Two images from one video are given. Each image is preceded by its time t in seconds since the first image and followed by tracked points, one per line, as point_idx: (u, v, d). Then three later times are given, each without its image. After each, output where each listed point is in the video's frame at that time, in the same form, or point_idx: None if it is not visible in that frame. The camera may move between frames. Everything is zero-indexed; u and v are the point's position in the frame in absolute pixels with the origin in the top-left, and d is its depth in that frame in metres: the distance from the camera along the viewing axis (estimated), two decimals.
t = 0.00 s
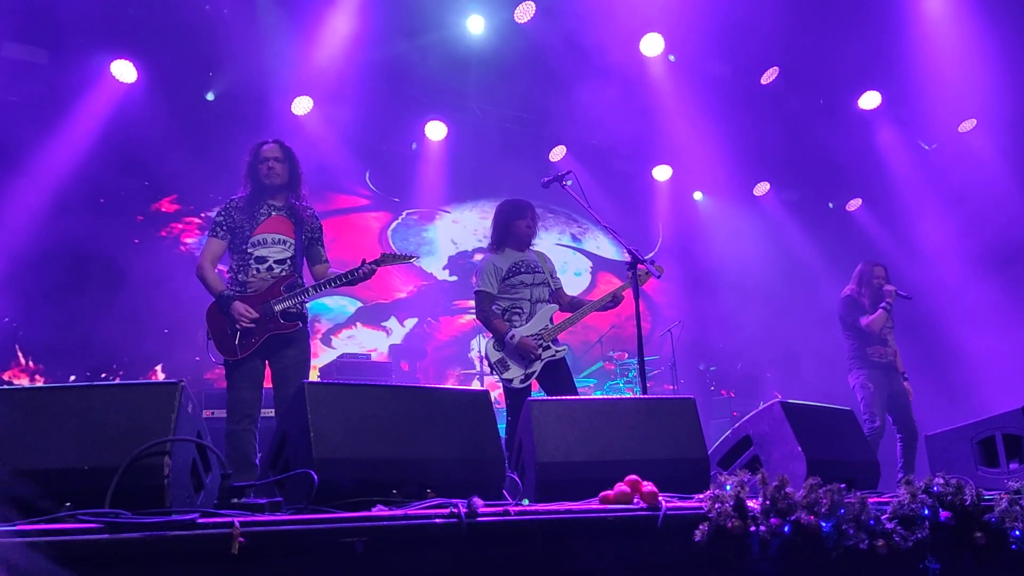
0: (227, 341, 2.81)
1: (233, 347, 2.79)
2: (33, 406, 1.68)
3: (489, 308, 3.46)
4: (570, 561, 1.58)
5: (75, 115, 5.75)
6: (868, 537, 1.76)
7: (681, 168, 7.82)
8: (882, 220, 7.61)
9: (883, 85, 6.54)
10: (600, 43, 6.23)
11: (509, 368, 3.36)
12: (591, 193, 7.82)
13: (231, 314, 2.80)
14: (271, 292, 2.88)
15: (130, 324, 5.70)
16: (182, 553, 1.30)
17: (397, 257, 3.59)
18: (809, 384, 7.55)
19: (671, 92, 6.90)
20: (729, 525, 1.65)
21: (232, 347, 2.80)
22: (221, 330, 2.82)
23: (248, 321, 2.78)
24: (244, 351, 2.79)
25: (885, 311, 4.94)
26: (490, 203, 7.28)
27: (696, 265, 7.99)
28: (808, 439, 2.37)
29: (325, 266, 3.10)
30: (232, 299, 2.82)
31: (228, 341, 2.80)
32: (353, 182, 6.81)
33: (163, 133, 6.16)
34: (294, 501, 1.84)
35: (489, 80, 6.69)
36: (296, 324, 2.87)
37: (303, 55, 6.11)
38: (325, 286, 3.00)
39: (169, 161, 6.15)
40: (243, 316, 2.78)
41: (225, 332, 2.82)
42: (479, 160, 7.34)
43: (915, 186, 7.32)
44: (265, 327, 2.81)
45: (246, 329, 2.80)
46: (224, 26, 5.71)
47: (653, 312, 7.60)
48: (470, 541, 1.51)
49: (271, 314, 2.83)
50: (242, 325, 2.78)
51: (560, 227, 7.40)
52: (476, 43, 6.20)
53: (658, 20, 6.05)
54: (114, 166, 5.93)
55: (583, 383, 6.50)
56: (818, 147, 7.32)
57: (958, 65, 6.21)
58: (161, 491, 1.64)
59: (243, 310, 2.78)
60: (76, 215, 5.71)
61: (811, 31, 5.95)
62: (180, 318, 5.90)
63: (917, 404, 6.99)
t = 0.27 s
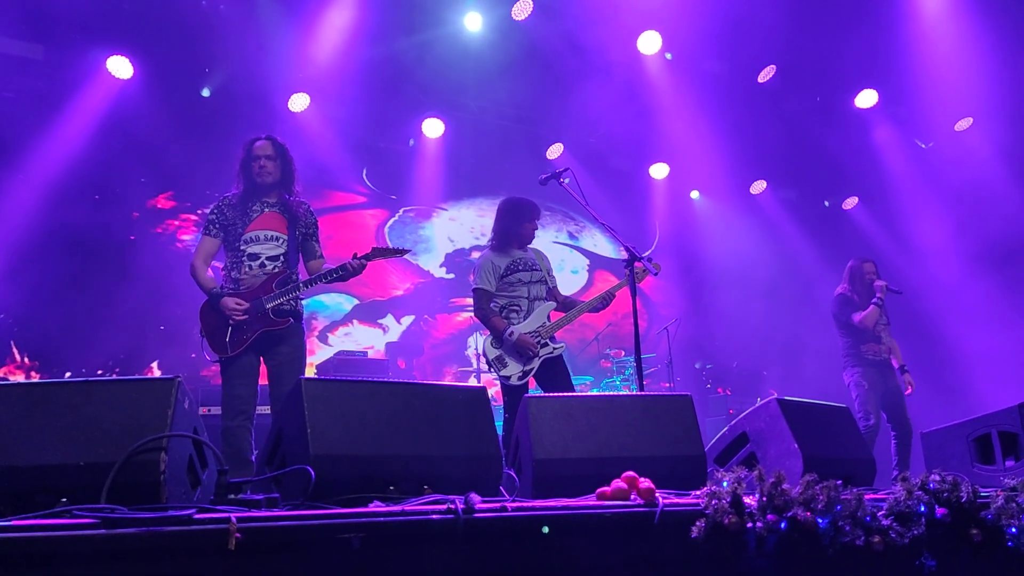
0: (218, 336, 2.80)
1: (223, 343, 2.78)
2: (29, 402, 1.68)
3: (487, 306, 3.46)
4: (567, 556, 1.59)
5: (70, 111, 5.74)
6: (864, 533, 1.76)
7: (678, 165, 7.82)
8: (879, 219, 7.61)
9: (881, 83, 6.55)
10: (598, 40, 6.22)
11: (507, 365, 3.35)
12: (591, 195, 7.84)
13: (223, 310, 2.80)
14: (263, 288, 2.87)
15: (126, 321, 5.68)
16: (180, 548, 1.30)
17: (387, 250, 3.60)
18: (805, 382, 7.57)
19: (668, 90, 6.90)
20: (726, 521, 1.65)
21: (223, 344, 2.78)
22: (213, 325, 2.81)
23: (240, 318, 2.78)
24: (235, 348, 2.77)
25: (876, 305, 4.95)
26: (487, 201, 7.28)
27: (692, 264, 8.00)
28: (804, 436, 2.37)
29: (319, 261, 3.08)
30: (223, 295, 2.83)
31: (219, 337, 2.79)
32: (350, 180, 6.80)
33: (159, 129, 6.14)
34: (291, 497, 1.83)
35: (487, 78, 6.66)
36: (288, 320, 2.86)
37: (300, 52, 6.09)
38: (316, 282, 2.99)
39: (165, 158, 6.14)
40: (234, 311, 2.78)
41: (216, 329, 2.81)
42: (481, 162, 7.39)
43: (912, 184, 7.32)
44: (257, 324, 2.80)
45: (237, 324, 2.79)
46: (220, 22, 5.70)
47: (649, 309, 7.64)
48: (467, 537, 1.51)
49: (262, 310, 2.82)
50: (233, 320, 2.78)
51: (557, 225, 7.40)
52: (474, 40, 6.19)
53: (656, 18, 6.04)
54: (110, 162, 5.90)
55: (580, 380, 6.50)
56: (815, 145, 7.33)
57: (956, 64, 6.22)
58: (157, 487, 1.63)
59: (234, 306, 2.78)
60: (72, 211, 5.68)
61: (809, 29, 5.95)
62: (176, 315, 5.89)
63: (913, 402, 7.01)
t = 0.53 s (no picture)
0: (211, 336, 2.80)
1: (215, 344, 2.78)
2: (27, 402, 1.67)
3: (485, 306, 3.47)
4: (562, 557, 1.59)
5: (66, 110, 5.73)
6: (860, 533, 1.77)
7: (673, 162, 7.77)
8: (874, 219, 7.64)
9: (875, 84, 6.61)
10: (596, 40, 6.27)
11: (504, 366, 3.36)
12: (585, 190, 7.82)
13: (216, 310, 2.80)
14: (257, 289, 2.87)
15: (121, 320, 5.66)
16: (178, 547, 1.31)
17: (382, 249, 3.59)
18: (800, 382, 7.60)
19: (665, 90, 6.93)
20: (722, 522, 1.66)
21: (215, 344, 2.78)
22: (207, 325, 2.81)
23: (233, 317, 2.78)
24: (227, 348, 2.78)
25: (867, 300, 4.97)
26: (484, 201, 7.29)
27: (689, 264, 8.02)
28: (800, 436, 2.38)
29: (313, 262, 3.08)
30: (216, 295, 2.83)
31: (211, 337, 2.79)
32: (347, 180, 6.80)
33: (155, 129, 6.11)
34: (289, 497, 1.83)
35: (485, 78, 6.68)
36: (281, 320, 2.86)
37: (298, 52, 6.10)
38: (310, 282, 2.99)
39: (161, 157, 6.12)
40: (227, 312, 2.78)
41: (210, 329, 2.81)
42: (476, 158, 7.35)
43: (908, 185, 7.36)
44: (251, 324, 2.80)
45: (230, 324, 2.79)
46: (217, 22, 5.70)
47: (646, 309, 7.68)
48: (464, 537, 1.52)
49: (256, 309, 2.82)
50: (226, 320, 2.77)
51: (553, 225, 7.41)
52: (472, 39, 6.24)
53: (652, 18, 6.09)
54: (106, 161, 5.88)
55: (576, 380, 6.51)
56: (811, 146, 7.37)
57: (949, 64, 6.31)
58: (156, 487, 1.64)
59: (227, 306, 2.78)
60: (67, 210, 5.65)
61: (803, 28, 6.02)
62: (172, 315, 5.87)
63: (908, 402, 7.05)
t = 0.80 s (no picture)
0: (208, 341, 2.81)
1: (211, 347, 2.79)
2: (21, 406, 1.67)
3: (481, 309, 3.46)
4: (559, 560, 1.59)
5: (62, 113, 5.72)
6: (856, 536, 1.77)
7: (670, 169, 7.83)
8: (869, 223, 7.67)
9: (870, 88, 6.65)
10: (593, 43, 6.29)
11: (501, 370, 3.35)
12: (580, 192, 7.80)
13: (212, 313, 2.80)
14: (252, 291, 2.86)
15: (116, 324, 5.65)
16: (175, 551, 1.31)
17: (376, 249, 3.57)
18: (797, 385, 7.61)
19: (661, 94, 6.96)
20: (719, 525, 1.67)
21: (212, 348, 2.80)
22: (203, 329, 2.82)
23: (228, 321, 2.78)
24: (224, 351, 2.78)
25: (865, 300, 4.97)
26: (480, 204, 7.27)
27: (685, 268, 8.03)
28: (796, 440, 2.39)
29: (308, 264, 3.06)
30: (212, 298, 2.82)
31: (207, 341, 2.80)
32: (343, 183, 6.78)
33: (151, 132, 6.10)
34: (287, 502, 1.83)
35: (481, 81, 6.69)
36: (277, 322, 2.85)
37: (294, 55, 6.11)
38: (306, 284, 2.98)
39: (157, 160, 6.09)
40: (222, 316, 2.78)
41: (206, 333, 2.82)
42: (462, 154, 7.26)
43: (903, 187, 7.40)
44: (246, 327, 2.80)
45: (226, 328, 2.79)
46: (214, 25, 5.72)
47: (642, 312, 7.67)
48: (462, 541, 1.51)
49: (251, 312, 2.81)
50: (222, 324, 2.77)
51: (550, 229, 7.42)
52: (469, 42, 6.26)
53: (648, 21, 6.13)
54: (102, 164, 5.86)
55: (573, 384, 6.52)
56: (806, 150, 7.39)
57: (942, 67, 6.37)
58: (152, 491, 1.62)
59: (223, 309, 2.78)
60: (62, 214, 5.63)
61: (797, 32, 6.06)
62: (168, 318, 5.86)
63: (904, 404, 7.07)
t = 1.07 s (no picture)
0: (204, 348, 2.80)
1: (209, 354, 2.78)
2: (15, 414, 1.66)
3: (477, 315, 3.46)
4: (553, 567, 1.59)
5: (57, 119, 5.71)
6: (851, 542, 1.77)
7: (666, 175, 7.85)
8: (864, 227, 7.69)
9: (864, 93, 6.67)
10: (589, 48, 6.30)
11: (496, 376, 3.37)
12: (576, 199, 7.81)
13: (209, 320, 2.79)
14: (249, 297, 2.86)
15: (111, 330, 5.63)
16: (169, 560, 1.31)
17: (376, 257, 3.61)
18: (793, 390, 7.62)
19: (656, 99, 6.97)
20: (714, 531, 1.66)
21: (209, 354, 2.79)
22: (200, 335, 2.81)
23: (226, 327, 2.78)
24: (221, 357, 2.78)
25: (865, 305, 5.02)
26: (477, 210, 7.28)
27: (681, 273, 8.04)
28: (792, 445, 2.39)
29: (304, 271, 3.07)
30: (209, 304, 2.82)
31: (205, 348, 2.79)
32: (339, 188, 6.79)
33: (146, 138, 6.09)
34: (281, 508, 1.83)
35: (477, 87, 6.70)
36: (275, 329, 2.86)
37: (290, 61, 6.10)
38: (303, 291, 2.98)
39: (153, 167, 6.09)
40: (220, 322, 2.77)
41: (203, 340, 2.81)
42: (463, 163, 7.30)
43: (898, 192, 7.42)
44: (244, 333, 2.79)
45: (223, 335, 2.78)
46: (209, 31, 5.72)
47: (638, 317, 7.67)
48: (456, 548, 1.51)
49: (249, 319, 2.81)
50: (220, 331, 2.76)
51: (546, 234, 7.43)
52: (464, 47, 6.27)
53: (644, 27, 6.14)
54: (97, 170, 5.85)
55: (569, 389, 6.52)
56: (801, 155, 7.42)
57: (936, 72, 6.40)
58: (147, 499, 1.62)
59: (220, 316, 2.77)
60: (57, 220, 5.62)
61: (791, 37, 6.10)
62: (163, 324, 5.86)
63: (898, 409, 7.09)
